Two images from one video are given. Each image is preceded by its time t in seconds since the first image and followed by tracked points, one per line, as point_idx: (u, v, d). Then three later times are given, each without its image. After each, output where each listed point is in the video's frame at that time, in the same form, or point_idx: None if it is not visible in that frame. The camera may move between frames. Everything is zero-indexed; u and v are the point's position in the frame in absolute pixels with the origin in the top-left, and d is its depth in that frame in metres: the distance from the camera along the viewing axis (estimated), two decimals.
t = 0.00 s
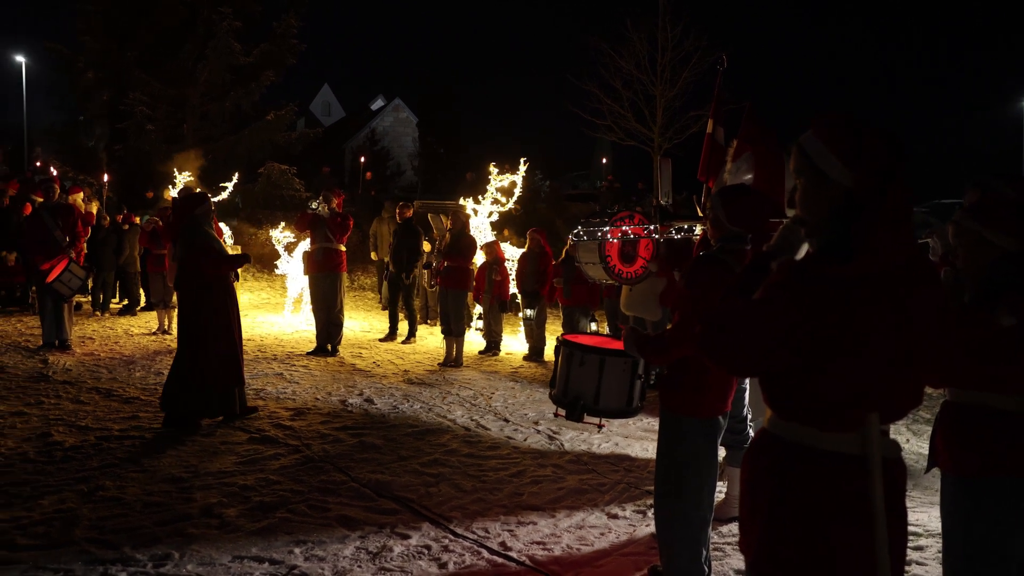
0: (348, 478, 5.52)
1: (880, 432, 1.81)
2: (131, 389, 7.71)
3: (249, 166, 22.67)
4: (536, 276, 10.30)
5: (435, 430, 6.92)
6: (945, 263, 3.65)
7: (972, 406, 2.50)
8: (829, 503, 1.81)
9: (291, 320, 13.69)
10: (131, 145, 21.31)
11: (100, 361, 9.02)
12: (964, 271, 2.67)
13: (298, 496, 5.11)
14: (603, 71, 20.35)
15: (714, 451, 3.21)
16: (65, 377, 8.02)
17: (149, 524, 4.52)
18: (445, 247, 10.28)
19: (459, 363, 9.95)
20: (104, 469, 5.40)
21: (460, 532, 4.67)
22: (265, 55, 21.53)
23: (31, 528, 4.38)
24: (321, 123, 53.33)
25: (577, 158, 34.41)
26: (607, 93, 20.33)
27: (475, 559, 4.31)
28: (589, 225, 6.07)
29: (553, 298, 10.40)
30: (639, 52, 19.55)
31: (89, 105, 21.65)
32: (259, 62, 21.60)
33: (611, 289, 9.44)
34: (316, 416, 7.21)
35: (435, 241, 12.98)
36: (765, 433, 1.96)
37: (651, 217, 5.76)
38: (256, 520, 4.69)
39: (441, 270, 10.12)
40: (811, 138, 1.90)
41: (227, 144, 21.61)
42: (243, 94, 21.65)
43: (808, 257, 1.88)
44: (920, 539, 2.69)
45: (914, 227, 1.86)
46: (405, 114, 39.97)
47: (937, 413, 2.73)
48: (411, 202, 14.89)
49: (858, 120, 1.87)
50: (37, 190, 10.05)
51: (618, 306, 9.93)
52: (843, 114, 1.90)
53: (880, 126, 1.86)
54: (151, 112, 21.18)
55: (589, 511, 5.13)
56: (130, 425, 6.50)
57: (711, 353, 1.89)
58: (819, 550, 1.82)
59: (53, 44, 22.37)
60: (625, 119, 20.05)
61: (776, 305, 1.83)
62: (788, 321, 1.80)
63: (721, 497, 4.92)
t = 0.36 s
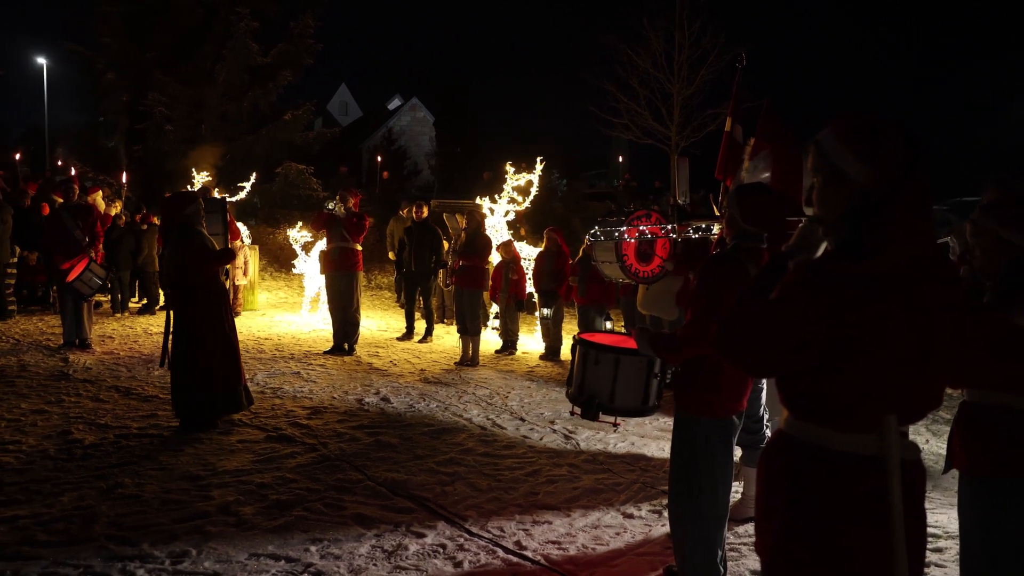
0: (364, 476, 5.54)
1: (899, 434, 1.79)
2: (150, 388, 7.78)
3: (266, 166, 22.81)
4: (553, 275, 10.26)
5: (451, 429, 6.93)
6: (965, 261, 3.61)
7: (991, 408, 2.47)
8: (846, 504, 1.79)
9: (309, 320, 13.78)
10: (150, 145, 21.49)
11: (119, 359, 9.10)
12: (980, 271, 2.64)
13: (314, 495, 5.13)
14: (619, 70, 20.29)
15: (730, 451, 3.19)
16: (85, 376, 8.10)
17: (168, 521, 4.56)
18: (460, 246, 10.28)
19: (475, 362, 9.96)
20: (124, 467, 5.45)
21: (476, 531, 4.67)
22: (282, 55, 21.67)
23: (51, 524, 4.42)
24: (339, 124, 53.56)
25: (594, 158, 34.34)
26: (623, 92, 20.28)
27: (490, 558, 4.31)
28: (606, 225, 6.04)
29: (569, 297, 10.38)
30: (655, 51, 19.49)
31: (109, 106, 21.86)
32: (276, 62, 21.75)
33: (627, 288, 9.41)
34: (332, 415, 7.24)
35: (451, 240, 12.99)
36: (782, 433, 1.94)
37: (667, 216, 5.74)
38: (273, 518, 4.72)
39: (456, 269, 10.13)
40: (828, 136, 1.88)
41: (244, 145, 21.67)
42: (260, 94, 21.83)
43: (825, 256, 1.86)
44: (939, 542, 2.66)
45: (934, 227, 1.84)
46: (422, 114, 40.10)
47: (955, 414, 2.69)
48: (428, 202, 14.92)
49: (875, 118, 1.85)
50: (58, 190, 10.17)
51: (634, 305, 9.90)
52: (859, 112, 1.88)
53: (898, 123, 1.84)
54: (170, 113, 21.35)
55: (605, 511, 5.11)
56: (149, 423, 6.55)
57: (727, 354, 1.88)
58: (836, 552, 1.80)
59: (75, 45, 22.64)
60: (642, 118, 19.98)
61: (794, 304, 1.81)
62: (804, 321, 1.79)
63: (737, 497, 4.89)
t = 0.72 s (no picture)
0: (388, 474, 5.55)
1: (928, 434, 1.74)
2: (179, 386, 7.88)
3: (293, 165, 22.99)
4: (577, 273, 10.21)
5: (476, 428, 6.93)
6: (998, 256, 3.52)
7: None
8: (873, 506, 1.75)
9: (335, 318, 13.87)
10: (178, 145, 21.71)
11: (148, 358, 9.21)
12: (1012, 266, 2.57)
13: (340, 493, 5.16)
14: (644, 67, 20.18)
15: (753, 452, 3.14)
16: (114, 374, 8.21)
17: (195, 518, 4.60)
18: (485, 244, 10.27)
19: (501, 360, 9.94)
20: (152, 465, 5.51)
21: (500, 530, 4.66)
22: (308, 55, 21.91)
23: (81, 520, 4.49)
24: (365, 123, 53.90)
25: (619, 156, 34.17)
26: (648, 89, 20.17)
27: (513, 557, 4.30)
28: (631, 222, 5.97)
29: (595, 295, 10.33)
30: (681, 47, 19.34)
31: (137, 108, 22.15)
32: (302, 62, 21.99)
33: (652, 286, 9.35)
34: (358, 413, 7.27)
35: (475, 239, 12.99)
36: (808, 433, 1.90)
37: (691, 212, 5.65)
38: (298, 515, 4.74)
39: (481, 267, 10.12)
40: (851, 132, 1.84)
41: (273, 143, 22.15)
42: (287, 94, 22.08)
43: (850, 253, 1.82)
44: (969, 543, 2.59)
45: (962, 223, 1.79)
46: (447, 113, 40.31)
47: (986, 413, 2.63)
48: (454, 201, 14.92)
49: (900, 112, 1.81)
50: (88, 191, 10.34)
51: (659, 304, 9.83)
52: (884, 106, 1.84)
53: (924, 117, 1.79)
54: (197, 114, 21.58)
55: (629, 510, 5.08)
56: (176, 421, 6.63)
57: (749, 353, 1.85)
58: (863, 555, 1.75)
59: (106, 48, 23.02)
60: (667, 115, 19.85)
61: (818, 302, 1.77)
62: (828, 319, 1.75)
63: (763, 496, 4.83)
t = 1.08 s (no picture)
0: (406, 473, 5.58)
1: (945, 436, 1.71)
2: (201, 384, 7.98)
3: (313, 165, 23.14)
4: (597, 272, 10.17)
5: (495, 426, 6.94)
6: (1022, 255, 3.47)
7: None
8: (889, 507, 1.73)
9: (355, 317, 13.94)
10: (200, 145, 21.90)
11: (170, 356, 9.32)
12: None
13: (358, 491, 5.19)
14: (664, 65, 20.09)
15: (772, 452, 3.12)
16: (136, 372, 8.31)
17: (215, 516, 4.65)
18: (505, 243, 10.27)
19: (520, 359, 9.95)
20: (173, 462, 5.58)
21: (517, 529, 4.67)
22: (328, 56, 22.15)
23: (103, 517, 4.55)
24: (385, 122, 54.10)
25: (639, 154, 34.03)
26: (668, 88, 20.08)
27: (531, 556, 4.30)
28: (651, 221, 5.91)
29: (614, 295, 10.29)
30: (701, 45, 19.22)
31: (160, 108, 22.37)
32: (322, 62, 22.19)
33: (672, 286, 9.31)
34: (377, 411, 7.31)
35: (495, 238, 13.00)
36: (824, 434, 1.89)
37: (711, 211, 5.61)
38: (317, 513, 4.78)
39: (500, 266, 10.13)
40: (866, 131, 1.83)
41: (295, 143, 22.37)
42: (308, 94, 22.26)
43: (865, 253, 1.80)
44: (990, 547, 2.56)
45: (981, 223, 1.76)
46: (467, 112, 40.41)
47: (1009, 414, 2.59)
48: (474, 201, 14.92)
49: (916, 111, 1.79)
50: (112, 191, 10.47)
51: (679, 303, 9.79)
52: (900, 105, 1.82)
53: (940, 116, 1.77)
54: (219, 114, 21.76)
55: (647, 510, 5.06)
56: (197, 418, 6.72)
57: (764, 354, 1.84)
58: (879, 557, 1.74)
59: (131, 50, 23.31)
60: (688, 113, 19.75)
61: (833, 303, 1.75)
62: (843, 319, 1.74)
63: (782, 497, 4.80)
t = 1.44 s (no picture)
0: (425, 471, 5.60)
1: (964, 437, 1.69)
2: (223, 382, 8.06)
3: (334, 164, 23.27)
4: (617, 272, 10.13)
5: (514, 425, 6.95)
6: None
7: None
8: (907, 508, 1.71)
9: (375, 316, 14.01)
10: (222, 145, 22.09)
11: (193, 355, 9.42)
12: None
13: (378, 489, 5.22)
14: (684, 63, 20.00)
15: (793, 453, 3.10)
16: (159, 370, 8.41)
17: (236, 513, 4.70)
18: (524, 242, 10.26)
19: (539, 358, 9.94)
20: (195, 459, 5.64)
21: (535, 528, 4.67)
22: (349, 56, 22.28)
23: (126, 513, 4.61)
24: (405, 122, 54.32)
25: (658, 153, 33.91)
26: (688, 86, 19.98)
27: (549, 555, 4.30)
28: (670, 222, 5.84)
29: (634, 294, 10.25)
30: (722, 43, 19.09)
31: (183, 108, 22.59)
32: (342, 62, 22.32)
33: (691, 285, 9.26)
34: (396, 410, 7.35)
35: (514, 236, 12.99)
36: (841, 435, 1.88)
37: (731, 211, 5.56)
38: (336, 511, 4.81)
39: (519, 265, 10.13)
40: (884, 130, 1.83)
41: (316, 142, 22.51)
42: (328, 94, 22.37)
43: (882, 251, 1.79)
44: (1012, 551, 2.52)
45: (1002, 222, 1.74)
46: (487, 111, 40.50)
47: None
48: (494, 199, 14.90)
49: (934, 110, 1.78)
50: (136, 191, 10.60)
51: (699, 302, 9.74)
52: (918, 104, 1.82)
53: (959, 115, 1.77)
54: (241, 114, 21.92)
55: (665, 510, 5.05)
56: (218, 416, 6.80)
57: (780, 353, 1.84)
58: (896, 558, 1.72)
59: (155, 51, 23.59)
60: (708, 112, 19.64)
61: (850, 300, 1.75)
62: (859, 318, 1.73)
63: (802, 498, 4.76)
